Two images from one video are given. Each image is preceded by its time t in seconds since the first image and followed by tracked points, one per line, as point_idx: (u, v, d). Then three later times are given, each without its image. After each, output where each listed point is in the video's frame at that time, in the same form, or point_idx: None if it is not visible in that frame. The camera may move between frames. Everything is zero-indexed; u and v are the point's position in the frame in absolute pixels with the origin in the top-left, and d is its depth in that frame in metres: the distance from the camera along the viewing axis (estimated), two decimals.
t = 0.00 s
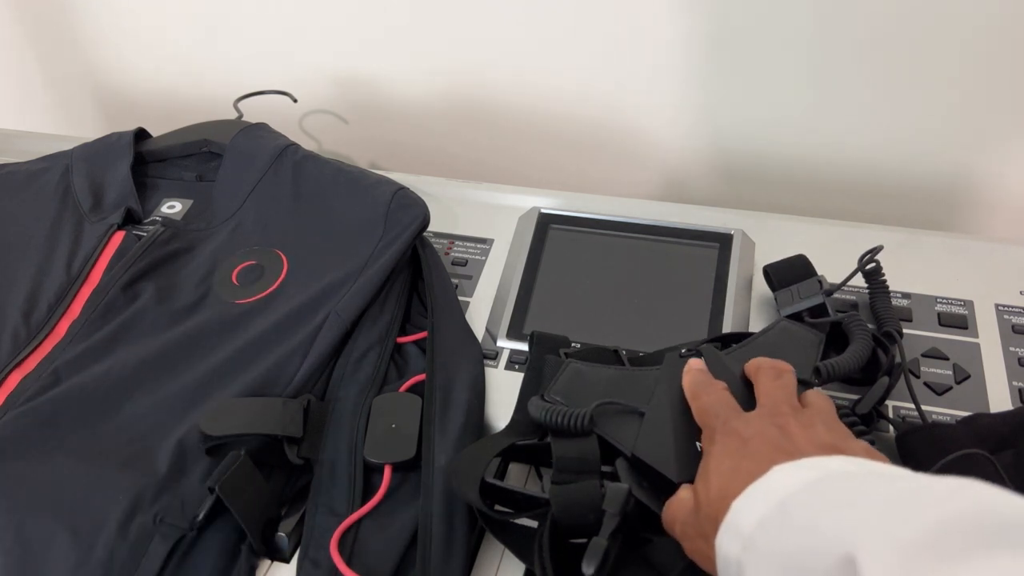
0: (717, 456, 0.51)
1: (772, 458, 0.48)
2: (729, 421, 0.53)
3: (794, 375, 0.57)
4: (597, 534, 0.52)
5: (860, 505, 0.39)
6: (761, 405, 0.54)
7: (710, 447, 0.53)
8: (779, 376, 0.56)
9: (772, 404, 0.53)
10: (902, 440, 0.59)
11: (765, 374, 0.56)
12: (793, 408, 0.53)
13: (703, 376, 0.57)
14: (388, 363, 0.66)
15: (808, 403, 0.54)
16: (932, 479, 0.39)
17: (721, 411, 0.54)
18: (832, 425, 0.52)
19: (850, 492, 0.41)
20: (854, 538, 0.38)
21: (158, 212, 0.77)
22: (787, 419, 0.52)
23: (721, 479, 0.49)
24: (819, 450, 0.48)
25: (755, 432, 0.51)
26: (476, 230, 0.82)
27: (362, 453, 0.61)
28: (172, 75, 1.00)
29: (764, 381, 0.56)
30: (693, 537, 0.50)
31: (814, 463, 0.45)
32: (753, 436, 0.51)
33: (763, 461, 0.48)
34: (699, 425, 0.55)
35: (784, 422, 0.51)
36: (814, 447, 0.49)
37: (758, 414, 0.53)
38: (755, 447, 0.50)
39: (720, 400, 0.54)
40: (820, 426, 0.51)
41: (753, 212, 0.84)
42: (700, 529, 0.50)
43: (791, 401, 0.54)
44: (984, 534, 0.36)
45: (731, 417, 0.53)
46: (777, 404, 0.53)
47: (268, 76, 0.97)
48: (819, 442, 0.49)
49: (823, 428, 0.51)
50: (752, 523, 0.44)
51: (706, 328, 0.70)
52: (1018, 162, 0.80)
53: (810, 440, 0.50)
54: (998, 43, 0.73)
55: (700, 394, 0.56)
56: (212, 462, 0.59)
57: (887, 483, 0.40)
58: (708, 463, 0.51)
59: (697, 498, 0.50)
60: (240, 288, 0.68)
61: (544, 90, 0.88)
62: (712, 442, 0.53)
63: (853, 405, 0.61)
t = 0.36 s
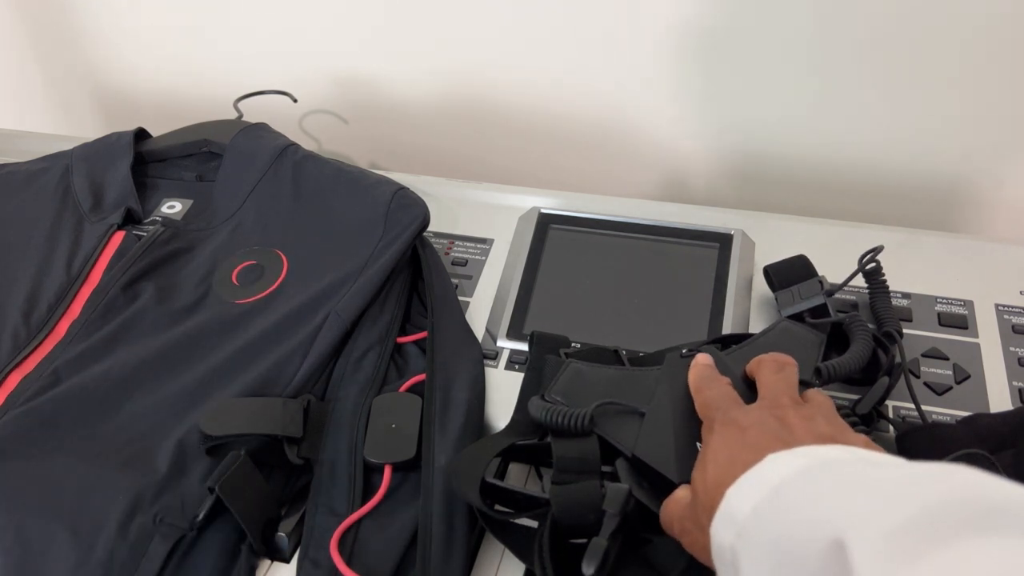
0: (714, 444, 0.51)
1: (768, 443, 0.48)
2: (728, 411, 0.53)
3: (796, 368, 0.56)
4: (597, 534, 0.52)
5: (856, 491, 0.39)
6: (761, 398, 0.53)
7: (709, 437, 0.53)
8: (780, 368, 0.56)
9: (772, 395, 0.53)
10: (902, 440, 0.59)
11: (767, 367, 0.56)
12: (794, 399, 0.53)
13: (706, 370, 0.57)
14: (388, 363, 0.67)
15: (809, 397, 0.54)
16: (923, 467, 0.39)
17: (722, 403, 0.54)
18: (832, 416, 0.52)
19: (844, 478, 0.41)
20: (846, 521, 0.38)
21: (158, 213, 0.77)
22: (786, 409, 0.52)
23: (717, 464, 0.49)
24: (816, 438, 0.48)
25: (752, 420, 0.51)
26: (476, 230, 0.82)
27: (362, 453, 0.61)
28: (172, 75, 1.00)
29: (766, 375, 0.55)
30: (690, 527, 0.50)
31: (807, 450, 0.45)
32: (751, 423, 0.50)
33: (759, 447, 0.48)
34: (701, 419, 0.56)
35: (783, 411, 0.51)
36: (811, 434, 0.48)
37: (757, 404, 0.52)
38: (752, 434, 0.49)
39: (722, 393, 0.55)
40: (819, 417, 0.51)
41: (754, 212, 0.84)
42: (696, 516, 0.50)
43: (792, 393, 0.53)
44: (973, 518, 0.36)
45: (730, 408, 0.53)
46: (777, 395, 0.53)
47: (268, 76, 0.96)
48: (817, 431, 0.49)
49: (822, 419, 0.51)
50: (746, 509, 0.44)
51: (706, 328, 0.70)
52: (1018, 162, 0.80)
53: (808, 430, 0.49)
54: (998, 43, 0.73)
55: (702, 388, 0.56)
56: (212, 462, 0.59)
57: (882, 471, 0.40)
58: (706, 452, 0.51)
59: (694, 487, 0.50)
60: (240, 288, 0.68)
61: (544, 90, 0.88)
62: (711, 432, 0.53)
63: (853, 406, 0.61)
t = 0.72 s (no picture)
0: (718, 439, 0.51)
1: (771, 441, 0.48)
2: (732, 408, 0.53)
3: (801, 369, 0.56)
4: (597, 534, 0.52)
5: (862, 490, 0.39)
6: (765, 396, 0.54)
7: (711, 432, 0.53)
8: (787, 367, 0.56)
9: (776, 393, 0.53)
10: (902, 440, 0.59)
11: (772, 366, 0.56)
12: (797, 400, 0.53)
13: (711, 369, 0.57)
14: (388, 363, 0.67)
15: (813, 399, 0.54)
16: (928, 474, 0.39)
17: (727, 399, 0.54)
18: (834, 419, 0.52)
19: (850, 479, 0.41)
20: (850, 520, 0.38)
21: (158, 213, 0.77)
22: (790, 409, 0.52)
23: (719, 459, 0.49)
24: (818, 439, 0.48)
25: (756, 417, 0.51)
26: (476, 230, 0.82)
27: (362, 453, 0.61)
28: (172, 75, 1.00)
29: (771, 374, 0.56)
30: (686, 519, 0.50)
31: (813, 450, 0.45)
32: (754, 421, 0.51)
33: (761, 444, 0.48)
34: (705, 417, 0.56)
35: (787, 411, 0.51)
36: (813, 435, 0.49)
37: (762, 403, 0.53)
38: (755, 431, 0.50)
39: (727, 390, 0.55)
40: (822, 418, 0.51)
41: (754, 211, 0.84)
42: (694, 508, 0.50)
43: (796, 393, 0.54)
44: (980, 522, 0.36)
45: (734, 404, 0.53)
46: (781, 394, 0.53)
47: (269, 76, 0.96)
48: (820, 432, 0.49)
49: (824, 420, 0.51)
50: (746, 504, 0.44)
51: (706, 328, 0.70)
52: (1017, 161, 0.80)
53: (812, 430, 0.49)
54: (999, 42, 0.73)
55: (707, 386, 0.56)
56: (212, 462, 0.59)
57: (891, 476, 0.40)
58: (708, 446, 0.51)
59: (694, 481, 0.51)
60: (240, 288, 0.68)
61: (544, 89, 0.88)
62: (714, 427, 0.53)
63: (853, 406, 0.61)
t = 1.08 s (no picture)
0: (719, 440, 0.51)
1: (773, 443, 0.48)
2: (733, 409, 0.53)
3: (799, 372, 0.56)
4: (596, 535, 0.52)
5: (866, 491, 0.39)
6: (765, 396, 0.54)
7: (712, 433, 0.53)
8: (786, 368, 0.56)
9: (777, 395, 0.53)
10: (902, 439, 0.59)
11: (771, 368, 0.56)
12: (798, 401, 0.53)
13: (709, 370, 0.57)
14: (388, 363, 0.67)
15: (813, 399, 0.54)
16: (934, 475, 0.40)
17: (727, 400, 0.54)
18: (836, 420, 0.52)
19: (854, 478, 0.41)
20: (854, 520, 0.38)
21: (158, 212, 0.77)
22: (792, 411, 0.52)
23: (721, 460, 0.49)
24: (820, 441, 0.48)
25: (758, 418, 0.51)
26: (476, 230, 0.82)
27: (362, 453, 0.61)
28: (172, 75, 1.00)
29: (770, 375, 0.55)
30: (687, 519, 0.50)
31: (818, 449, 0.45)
32: (756, 422, 0.51)
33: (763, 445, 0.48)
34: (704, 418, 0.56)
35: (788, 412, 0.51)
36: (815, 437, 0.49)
37: (763, 404, 0.53)
38: (757, 432, 0.50)
39: (726, 390, 0.55)
40: (823, 420, 0.51)
41: (754, 211, 0.84)
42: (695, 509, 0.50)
43: (796, 394, 0.54)
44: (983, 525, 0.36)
45: (735, 405, 0.53)
46: (782, 395, 0.53)
47: (269, 76, 0.97)
48: (822, 434, 0.49)
49: (826, 422, 0.51)
50: (750, 504, 0.44)
51: (706, 328, 0.70)
52: (1017, 162, 0.80)
53: (814, 432, 0.49)
54: (999, 43, 0.73)
55: (706, 387, 0.56)
56: (212, 462, 0.59)
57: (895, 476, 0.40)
58: (709, 447, 0.51)
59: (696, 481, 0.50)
60: (240, 288, 0.68)
61: (543, 90, 0.88)
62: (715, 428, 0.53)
63: (853, 406, 0.61)
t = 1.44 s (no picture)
0: (729, 457, 0.51)
1: (786, 463, 0.48)
2: (740, 423, 0.53)
3: (802, 383, 0.57)
4: (596, 535, 0.52)
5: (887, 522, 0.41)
6: (770, 410, 0.54)
7: (720, 447, 0.53)
8: (788, 379, 0.56)
9: (783, 408, 0.54)
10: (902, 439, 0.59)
11: (773, 378, 0.56)
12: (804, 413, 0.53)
13: (708, 376, 0.57)
14: (388, 363, 0.67)
15: (817, 407, 0.55)
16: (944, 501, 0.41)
17: (733, 412, 0.54)
18: (842, 430, 0.53)
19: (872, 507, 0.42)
20: (880, 556, 0.40)
21: (158, 212, 0.77)
22: (799, 424, 0.52)
23: (735, 479, 0.49)
24: (832, 458, 0.49)
25: (768, 435, 0.51)
26: (476, 230, 0.82)
27: (362, 453, 0.61)
28: (172, 75, 1.00)
29: (773, 387, 0.56)
30: (700, 532, 0.50)
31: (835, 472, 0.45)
32: (766, 439, 0.51)
33: (777, 466, 0.49)
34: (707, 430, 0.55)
35: (797, 427, 0.52)
36: (827, 454, 0.49)
37: (770, 417, 0.53)
38: (769, 452, 0.50)
39: (730, 401, 0.54)
40: (831, 434, 0.52)
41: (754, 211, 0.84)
42: (709, 525, 0.49)
43: (802, 405, 0.54)
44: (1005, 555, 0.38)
45: (742, 418, 0.53)
46: (788, 408, 0.53)
47: (268, 76, 0.97)
48: (833, 450, 0.50)
49: (834, 436, 0.51)
50: (770, 531, 0.44)
51: (706, 328, 0.70)
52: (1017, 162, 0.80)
53: (825, 449, 0.50)
54: (999, 43, 0.72)
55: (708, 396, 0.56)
56: (212, 462, 0.59)
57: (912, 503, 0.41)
58: (720, 464, 0.51)
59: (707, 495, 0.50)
60: (240, 288, 0.68)
61: (543, 89, 0.88)
62: (722, 443, 0.53)
63: (853, 406, 0.61)
